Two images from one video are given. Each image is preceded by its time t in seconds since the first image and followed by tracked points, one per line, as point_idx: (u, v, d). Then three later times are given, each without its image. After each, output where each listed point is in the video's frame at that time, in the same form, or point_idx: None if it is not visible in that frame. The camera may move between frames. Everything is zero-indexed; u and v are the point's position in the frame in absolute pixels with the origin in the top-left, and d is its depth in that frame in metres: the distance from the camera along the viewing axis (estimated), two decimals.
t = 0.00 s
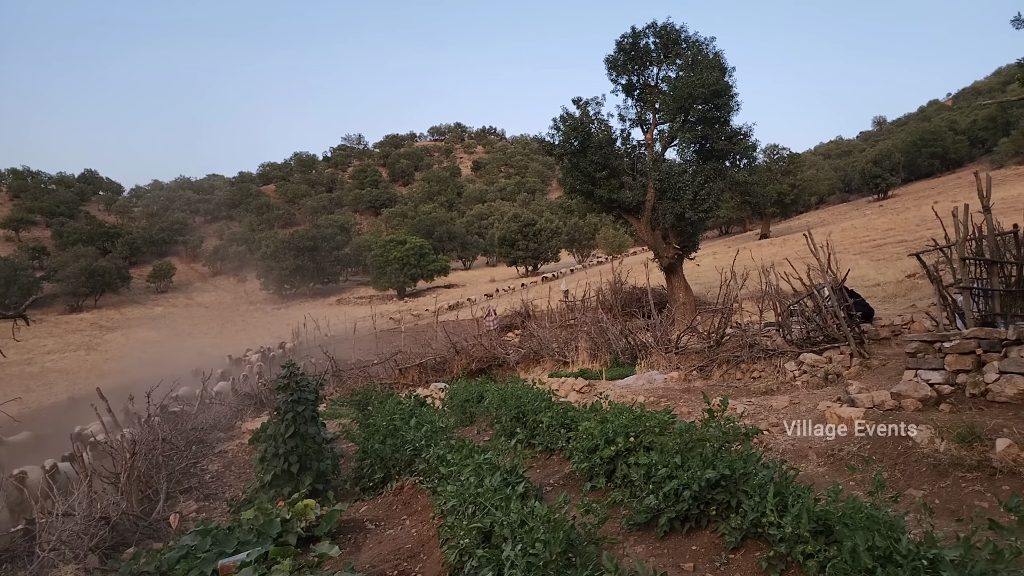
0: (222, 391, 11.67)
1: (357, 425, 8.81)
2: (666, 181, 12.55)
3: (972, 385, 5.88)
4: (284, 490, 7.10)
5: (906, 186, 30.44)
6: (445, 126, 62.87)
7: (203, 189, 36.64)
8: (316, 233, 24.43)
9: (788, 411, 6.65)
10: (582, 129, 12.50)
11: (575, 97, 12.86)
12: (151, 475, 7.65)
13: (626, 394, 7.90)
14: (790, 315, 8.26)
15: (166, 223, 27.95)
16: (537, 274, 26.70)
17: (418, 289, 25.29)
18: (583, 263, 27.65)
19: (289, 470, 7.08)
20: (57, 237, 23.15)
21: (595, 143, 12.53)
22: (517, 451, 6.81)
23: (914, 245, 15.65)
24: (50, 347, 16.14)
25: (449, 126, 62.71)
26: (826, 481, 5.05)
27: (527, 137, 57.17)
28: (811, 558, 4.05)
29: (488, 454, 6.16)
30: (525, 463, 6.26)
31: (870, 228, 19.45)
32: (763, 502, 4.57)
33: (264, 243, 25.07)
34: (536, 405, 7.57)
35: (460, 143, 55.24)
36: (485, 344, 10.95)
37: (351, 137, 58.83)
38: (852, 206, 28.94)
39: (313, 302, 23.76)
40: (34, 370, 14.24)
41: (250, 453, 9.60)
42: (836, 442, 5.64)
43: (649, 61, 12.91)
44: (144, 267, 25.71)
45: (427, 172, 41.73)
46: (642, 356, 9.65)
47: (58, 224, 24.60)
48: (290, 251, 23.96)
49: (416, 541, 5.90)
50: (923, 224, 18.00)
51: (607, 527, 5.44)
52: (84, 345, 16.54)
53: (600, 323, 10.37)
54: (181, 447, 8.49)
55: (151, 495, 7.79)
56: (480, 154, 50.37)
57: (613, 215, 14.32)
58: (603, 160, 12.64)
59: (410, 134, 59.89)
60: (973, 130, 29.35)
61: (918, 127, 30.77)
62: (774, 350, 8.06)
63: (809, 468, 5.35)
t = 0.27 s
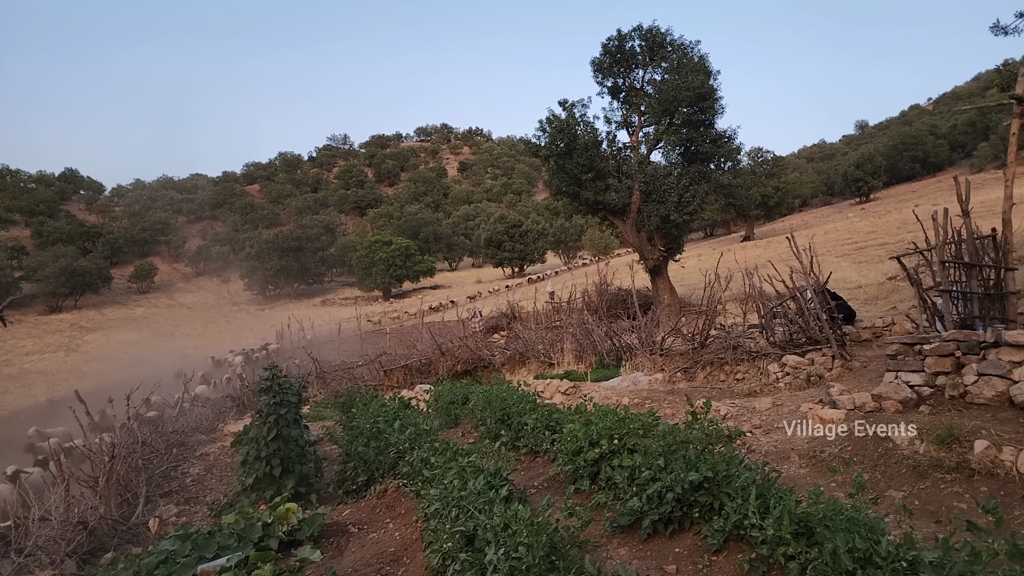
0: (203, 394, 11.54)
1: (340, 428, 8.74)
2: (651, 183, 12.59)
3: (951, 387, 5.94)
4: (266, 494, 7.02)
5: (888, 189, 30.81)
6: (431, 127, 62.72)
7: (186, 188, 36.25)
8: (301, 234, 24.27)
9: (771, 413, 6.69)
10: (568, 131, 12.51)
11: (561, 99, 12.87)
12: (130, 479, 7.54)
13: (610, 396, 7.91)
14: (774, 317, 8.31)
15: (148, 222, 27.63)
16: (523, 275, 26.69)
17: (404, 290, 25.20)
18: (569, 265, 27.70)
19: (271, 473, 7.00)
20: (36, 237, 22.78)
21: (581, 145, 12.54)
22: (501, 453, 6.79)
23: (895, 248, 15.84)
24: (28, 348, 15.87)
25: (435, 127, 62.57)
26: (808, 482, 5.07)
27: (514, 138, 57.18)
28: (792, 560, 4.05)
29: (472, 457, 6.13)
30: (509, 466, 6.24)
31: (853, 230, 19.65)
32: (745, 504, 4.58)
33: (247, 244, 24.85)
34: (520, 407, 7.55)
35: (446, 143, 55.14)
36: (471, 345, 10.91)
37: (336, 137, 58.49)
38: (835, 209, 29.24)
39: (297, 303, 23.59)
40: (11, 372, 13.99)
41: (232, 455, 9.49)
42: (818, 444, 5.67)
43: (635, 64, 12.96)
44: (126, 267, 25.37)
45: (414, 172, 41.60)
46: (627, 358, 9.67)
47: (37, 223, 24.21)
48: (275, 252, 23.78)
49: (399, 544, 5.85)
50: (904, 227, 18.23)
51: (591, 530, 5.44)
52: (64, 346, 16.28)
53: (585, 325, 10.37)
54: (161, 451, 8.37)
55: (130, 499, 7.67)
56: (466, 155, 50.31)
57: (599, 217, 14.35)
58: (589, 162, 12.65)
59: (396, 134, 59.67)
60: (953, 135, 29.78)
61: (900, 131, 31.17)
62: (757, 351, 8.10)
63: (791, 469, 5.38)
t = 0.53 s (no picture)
0: (185, 396, 11.40)
1: (323, 430, 8.67)
2: (636, 186, 12.64)
3: (931, 389, 5.99)
4: (247, 498, 6.94)
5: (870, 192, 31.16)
6: (417, 128, 62.56)
7: (169, 188, 35.87)
8: (285, 234, 24.09)
9: (755, 415, 6.72)
10: (554, 134, 12.52)
11: (547, 101, 12.88)
12: (109, 483, 7.41)
13: (595, 398, 7.91)
14: (757, 320, 8.36)
15: (130, 222, 27.30)
16: (509, 277, 26.68)
17: (389, 291, 25.11)
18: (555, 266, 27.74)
19: (252, 476, 6.92)
20: (15, 237, 22.42)
21: (567, 148, 12.56)
22: (486, 456, 6.77)
23: (876, 251, 16.01)
24: (6, 349, 15.59)
25: (421, 128, 62.43)
26: (790, 484, 5.09)
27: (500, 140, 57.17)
28: (773, 562, 4.06)
29: (456, 460, 6.10)
30: (492, 468, 6.21)
31: (835, 233, 19.86)
32: (727, 506, 4.58)
33: (231, 244, 24.63)
34: (505, 409, 7.52)
35: (432, 144, 55.04)
36: (456, 347, 10.87)
37: (322, 137, 58.17)
38: (818, 212, 29.53)
39: (281, 304, 23.42)
40: None
41: (214, 458, 9.38)
42: (800, 446, 5.70)
43: (620, 66, 13.00)
44: (107, 268, 25.05)
45: (400, 173, 41.45)
46: (612, 360, 9.68)
47: (16, 223, 23.82)
48: (259, 253, 23.59)
49: (381, 548, 5.80)
50: (886, 230, 18.43)
51: (574, 533, 5.43)
52: (42, 347, 16.02)
53: (571, 327, 10.36)
54: (141, 454, 8.25)
55: (109, 503, 7.55)
56: (452, 156, 50.24)
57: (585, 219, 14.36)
58: (575, 164, 12.67)
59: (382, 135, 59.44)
60: (934, 139, 30.20)
61: (882, 136, 31.54)
62: (741, 353, 8.14)
63: (774, 471, 5.41)
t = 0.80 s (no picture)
0: (166, 400, 11.26)
1: (306, 433, 8.59)
2: (622, 189, 12.68)
3: (910, 391, 6.05)
4: (228, 502, 6.86)
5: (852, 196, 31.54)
6: (403, 129, 62.40)
7: (150, 188, 35.46)
8: (269, 236, 23.91)
9: (737, 417, 6.75)
10: (540, 136, 12.53)
11: (533, 103, 12.89)
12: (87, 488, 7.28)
13: (580, 400, 7.91)
14: (740, 322, 8.41)
15: (111, 223, 26.95)
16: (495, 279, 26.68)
17: (374, 292, 25.01)
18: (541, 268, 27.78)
19: (234, 481, 6.84)
20: None
21: (553, 150, 12.57)
22: (469, 459, 6.74)
23: (857, 254, 16.21)
24: None
25: (407, 129, 62.28)
26: (771, 486, 5.12)
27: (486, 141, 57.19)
28: (754, 564, 4.06)
29: (439, 463, 6.07)
30: (476, 471, 6.19)
31: (817, 236, 20.07)
32: (709, 508, 4.59)
33: (214, 245, 24.40)
34: (489, 412, 7.50)
35: (418, 146, 54.92)
36: (441, 349, 10.84)
37: (307, 138, 57.83)
38: (800, 215, 29.84)
39: (265, 306, 23.24)
40: None
41: (195, 462, 9.27)
42: (782, 447, 5.74)
43: (606, 69, 13.04)
44: (87, 269, 24.70)
45: (385, 174, 41.31)
46: (597, 362, 9.70)
47: None
48: (242, 254, 23.39)
49: (364, 552, 5.75)
50: (867, 233, 18.66)
51: (558, 536, 5.42)
52: (20, 349, 15.76)
53: (556, 329, 10.37)
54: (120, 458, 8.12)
55: (87, 509, 7.41)
56: (438, 158, 50.19)
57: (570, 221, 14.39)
58: (561, 166, 12.69)
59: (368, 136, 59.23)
60: (914, 143, 30.64)
61: (863, 139, 31.95)
62: (724, 355, 8.19)
63: (755, 473, 5.43)
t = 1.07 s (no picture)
0: (144, 403, 11.11)
1: (287, 436, 8.51)
2: (605, 191, 12.71)
3: (889, 392, 6.11)
4: (206, 506, 6.77)
5: (833, 199, 31.92)
6: (387, 130, 62.16)
7: (130, 188, 34.98)
8: (251, 236, 23.68)
9: (718, 418, 6.79)
10: (524, 138, 12.53)
11: (517, 105, 12.88)
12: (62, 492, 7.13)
13: (563, 402, 7.92)
14: (721, 324, 8.46)
15: (90, 223, 26.56)
16: (479, 280, 26.66)
17: (358, 294, 24.88)
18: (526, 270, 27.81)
19: (212, 485, 6.75)
20: None
21: (537, 152, 12.57)
22: (451, 462, 6.71)
23: (838, 256, 16.40)
24: None
25: (391, 130, 62.06)
26: (751, 488, 5.14)
27: (471, 143, 57.15)
28: (734, 565, 4.08)
29: (421, 466, 6.03)
30: (457, 474, 6.15)
31: (799, 239, 20.28)
32: (690, 510, 4.59)
33: (195, 246, 24.13)
34: (472, 414, 7.47)
35: (402, 146, 54.75)
36: (425, 351, 10.80)
37: (290, 138, 57.41)
38: (782, 217, 30.14)
39: (247, 307, 23.03)
40: None
41: (174, 466, 9.14)
42: (762, 449, 5.78)
43: (590, 72, 13.07)
44: (65, 269, 24.30)
45: (369, 175, 41.12)
46: (580, 364, 9.70)
47: None
48: (224, 255, 23.16)
49: (344, 556, 5.70)
50: (847, 236, 18.88)
51: (539, 539, 5.41)
52: None
53: (540, 331, 10.36)
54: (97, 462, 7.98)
55: (61, 514, 7.26)
56: (423, 159, 50.07)
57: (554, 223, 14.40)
58: (545, 168, 12.69)
59: (352, 137, 58.95)
60: (893, 148, 31.07)
61: (844, 143, 32.36)
62: (705, 357, 8.22)
63: (736, 474, 5.46)
